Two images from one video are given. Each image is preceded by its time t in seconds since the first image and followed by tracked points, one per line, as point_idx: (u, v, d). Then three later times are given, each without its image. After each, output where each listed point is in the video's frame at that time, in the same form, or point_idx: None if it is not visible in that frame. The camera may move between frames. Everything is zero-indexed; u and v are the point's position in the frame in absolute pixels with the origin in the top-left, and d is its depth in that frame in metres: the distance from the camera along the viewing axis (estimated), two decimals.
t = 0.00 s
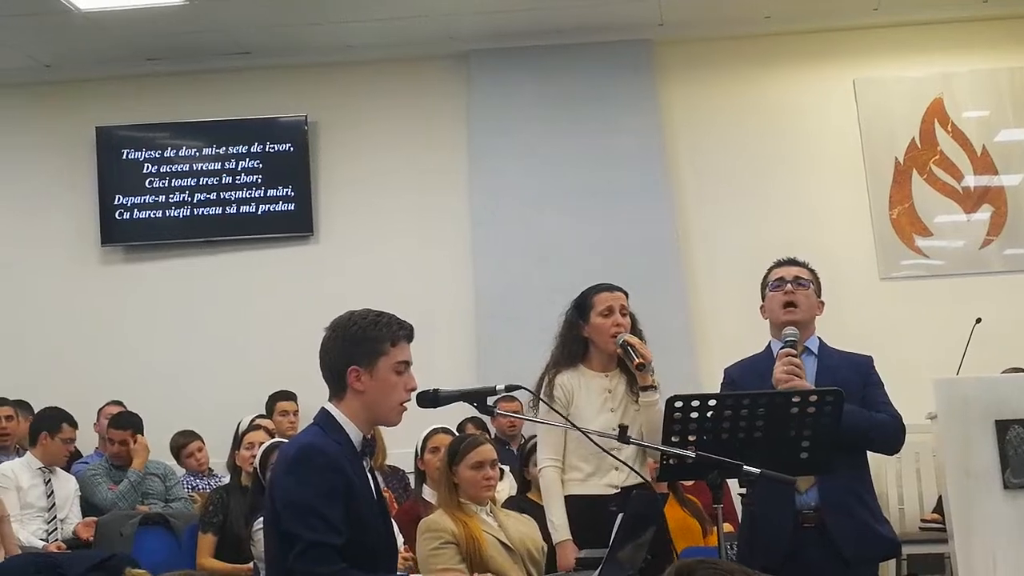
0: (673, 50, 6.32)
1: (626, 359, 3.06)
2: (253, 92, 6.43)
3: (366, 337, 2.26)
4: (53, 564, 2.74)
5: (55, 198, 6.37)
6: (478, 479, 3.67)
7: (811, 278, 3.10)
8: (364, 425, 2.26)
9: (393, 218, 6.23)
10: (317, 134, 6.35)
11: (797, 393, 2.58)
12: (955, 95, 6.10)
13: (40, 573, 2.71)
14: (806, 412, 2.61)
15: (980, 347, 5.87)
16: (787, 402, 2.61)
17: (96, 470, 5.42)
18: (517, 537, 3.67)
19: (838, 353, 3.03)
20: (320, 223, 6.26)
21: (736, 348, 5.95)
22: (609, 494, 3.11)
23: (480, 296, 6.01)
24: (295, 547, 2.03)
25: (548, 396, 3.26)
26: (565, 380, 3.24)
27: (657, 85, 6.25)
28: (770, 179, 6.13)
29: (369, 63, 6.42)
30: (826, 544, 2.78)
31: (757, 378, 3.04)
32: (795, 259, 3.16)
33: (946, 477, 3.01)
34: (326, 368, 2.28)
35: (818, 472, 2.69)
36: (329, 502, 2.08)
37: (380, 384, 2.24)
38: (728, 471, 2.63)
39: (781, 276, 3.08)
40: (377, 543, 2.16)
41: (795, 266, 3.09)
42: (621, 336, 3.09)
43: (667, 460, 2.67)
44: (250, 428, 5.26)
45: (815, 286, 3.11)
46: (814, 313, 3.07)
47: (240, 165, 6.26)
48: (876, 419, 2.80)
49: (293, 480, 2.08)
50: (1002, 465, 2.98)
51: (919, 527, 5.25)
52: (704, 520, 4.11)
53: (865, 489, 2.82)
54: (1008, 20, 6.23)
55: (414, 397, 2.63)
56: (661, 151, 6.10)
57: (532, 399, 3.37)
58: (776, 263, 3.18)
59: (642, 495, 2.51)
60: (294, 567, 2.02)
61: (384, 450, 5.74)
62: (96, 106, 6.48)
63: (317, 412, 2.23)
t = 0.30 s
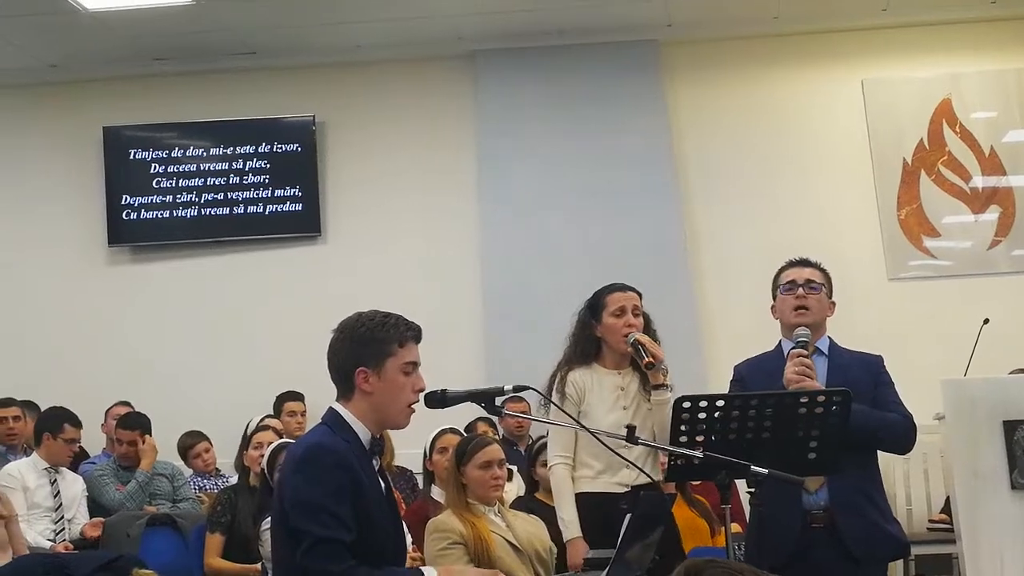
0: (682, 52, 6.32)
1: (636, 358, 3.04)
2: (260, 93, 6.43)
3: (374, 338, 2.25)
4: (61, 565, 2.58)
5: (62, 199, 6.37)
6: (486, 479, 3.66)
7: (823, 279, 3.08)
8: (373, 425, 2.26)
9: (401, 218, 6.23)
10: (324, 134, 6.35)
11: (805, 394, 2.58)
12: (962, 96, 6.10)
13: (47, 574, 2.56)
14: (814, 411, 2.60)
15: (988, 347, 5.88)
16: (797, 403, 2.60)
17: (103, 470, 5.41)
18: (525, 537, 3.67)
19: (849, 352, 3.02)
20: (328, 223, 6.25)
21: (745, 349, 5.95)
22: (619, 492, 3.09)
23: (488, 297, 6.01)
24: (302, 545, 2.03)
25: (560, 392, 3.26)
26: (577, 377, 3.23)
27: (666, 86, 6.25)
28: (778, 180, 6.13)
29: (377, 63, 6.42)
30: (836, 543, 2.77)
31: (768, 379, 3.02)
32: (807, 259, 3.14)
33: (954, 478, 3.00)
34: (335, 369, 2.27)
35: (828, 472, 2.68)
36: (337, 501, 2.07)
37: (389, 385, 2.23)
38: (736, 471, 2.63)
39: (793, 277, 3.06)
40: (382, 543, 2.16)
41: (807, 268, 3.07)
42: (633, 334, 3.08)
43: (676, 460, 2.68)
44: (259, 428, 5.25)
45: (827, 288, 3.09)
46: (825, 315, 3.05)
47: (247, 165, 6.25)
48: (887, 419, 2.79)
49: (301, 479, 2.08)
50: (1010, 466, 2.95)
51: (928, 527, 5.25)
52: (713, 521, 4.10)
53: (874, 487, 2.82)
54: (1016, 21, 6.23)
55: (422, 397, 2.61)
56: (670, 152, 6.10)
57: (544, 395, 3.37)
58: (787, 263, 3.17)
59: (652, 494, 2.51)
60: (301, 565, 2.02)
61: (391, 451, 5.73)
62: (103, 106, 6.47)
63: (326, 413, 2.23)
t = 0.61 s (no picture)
0: (688, 52, 6.32)
1: (646, 363, 3.02)
2: (267, 95, 6.44)
3: (382, 339, 2.26)
4: (69, 566, 2.62)
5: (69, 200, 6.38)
6: (492, 481, 3.67)
7: (834, 281, 3.06)
8: (380, 427, 2.25)
9: (407, 219, 6.23)
10: (331, 136, 6.36)
11: (811, 395, 2.57)
12: (969, 96, 6.10)
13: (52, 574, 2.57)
14: (821, 413, 2.59)
15: (995, 348, 5.87)
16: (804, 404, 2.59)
17: (110, 471, 5.40)
18: (532, 540, 3.68)
19: (858, 354, 3.01)
20: (334, 225, 6.26)
21: (752, 350, 5.94)
22: (629, 496, 3.09)
23: (494, 298, 6.01)
24: (308, 547, 2.03)
25: (570, 396, 3.27)
26: (587, 381, 3.25)
27: (672, 87, 6.25)
28: (785, 180, 6.13)
29: (383, 64, 6.42)
30: (848, 548, 2.74)
31: (778, 380, 3.02)
32: (816, 260, 3.12)
33: (961, 481, 2.82)
34: (343, 371, 2.28)
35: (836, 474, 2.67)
36: (343, 498, 2.07)
37: (397, 386, 2.23)
38: (743, 473, 2.63)
39: (804, 280, 3.04)
40: (390, 543, 2.14)
41: (817, 271, 3.05)
42: (643, 338, 3.10)
43: (682, 462, 2.68)
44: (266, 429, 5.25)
45: (837, 288, 3.08)
46: (835, 316, 3.04)
47: (253, 167, 6.26)
48: (896, 422, 2.78)
49: (308, 481, 2.08)
50: (1020, 468, 2.77)
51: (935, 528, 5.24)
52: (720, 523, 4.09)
53: (885, 492, 2.80)
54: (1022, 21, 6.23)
55: (429, 398, 2.57)
56: (677, 153, 6.10)
57: (554, 398, 3.38)
58: (797, 263, 3.15)
59: (657, 495, 2.47)
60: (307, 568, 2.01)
61: (398, 453, 5.73)
62: (110, 109, 6.48)
63: (334, 414, 2.22)
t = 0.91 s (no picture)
0: (692, 58, 6.32)
1: (654, 371, 3.08)
2: (272, 101, 6.45)
3: (385, 346, 2.27)
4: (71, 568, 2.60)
5: (75, 206, 6.40)
6: (496, 487, 3.67)
7: (842, 288, 3.08)
8: (384, 434, 2.25)
9: (412, 226, 6.24)
10: (336, 142, 6.37)
11: (817, 403, 2.57)
12: (974, 103, 6.10)
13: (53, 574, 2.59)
14: (826, 420, 2.60)
15: (1001, 355, 5.86)
16: (809, 412, 2.60)
17: (115, 477, 5.41)
18: (536, 546, 3.67)
19: (864, 360, 3.02)
20: (340, 231, 6.27)
21: (756, 357, 5.94)
22: (636, 504, 3.09)
23: (499, 304, 6.02)
24: (312, 552, 2.03)
25: (577, 403, 3.27)
26: (594, 388, 3.25)
27: (676, 93, 6.26)
28: (790, 186, 6.13)
29: (388, 70, 6.44)
30: (855, 556, 2.74)
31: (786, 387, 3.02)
32: (824, 266, 3.13)
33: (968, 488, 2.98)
34: (347, 378, 2.29)
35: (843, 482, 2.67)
36: (347, 504, 2.08)
37: (400, 391, 2.24)
38: (748, 480, 2.62)
39: (811, 286, 3.06)
40: (394, 550, 2.14)
41: (825, 276, 3.06)
42: (650, 347, 3.11)
43: (687, 469, 2.68)
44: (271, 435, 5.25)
45: (845, 296, 3.10)
46: (843, 323, 3.06)
47: (259, 174, 6.29)
48: (902, 430, 2.79)
49: (311, 486, 2.09)
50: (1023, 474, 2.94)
51: (940, 535, 5.23)
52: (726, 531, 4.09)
53: (892, 500, 2.80)
54: None
55: (433, 404, 2.59)
56: (680, 159, 6.11)
57: (561, 406, 3.37)
58: (805, 270, 3.16)
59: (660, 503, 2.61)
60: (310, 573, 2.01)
61: (402, 459, 5.73)
62: (115, 115, 6.50)
63: (338, 420, 2.23)
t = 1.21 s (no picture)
0: (698, 62, 6.31)
1: (665, 374, 3.07)
2: (280, 107, 6.46)
3: (392, 351, 2.27)
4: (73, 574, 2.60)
5: (82, 212, 6.41)
6: (504, 491, 3.66)
7: (850, 289, 3.09)
8: (391, 439, 2.26)
9: (419, 231, 6.25)
10: (342, 147, 6.38)
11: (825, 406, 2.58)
12: (982, 106, 6.09)
13: None
14: (834, 424, 2.60)
15: (1010, 358, 5.84)
16: (815, 415, 2.60)
17: (123, 483, 5.40)
18: (544, 551, 3.67)
19: (874, 363, 3.02)
20: (346, 236, 6.27)
21: (763, 360, 5.94)
22: (646, 506, 3.10)
23: (506, 308, 6.02)
24: (323, 558, 2.04)
25: (585, 408, 3.26)
26: (602, 393, 3.24)
27: (682, 96, 6.26)
28: (797, 190, 6.12)
29: (394, 75, 6.44)
30: (866, 557, 2.75)
31: (796, 391, 3.02)
32: (832, 268, 3.14)
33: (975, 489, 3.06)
34: (353, 383, 2.29)
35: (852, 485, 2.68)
36: (356, 508, 2.09)
37: (407, 397, 2.24)
38: (756, 484, 2.63)
39: (820, 288, 3.06)
40: (400, 551, 2.15)
41: (834, 278, 3.07)
42: (660, 351, 3.10)
43: (695, 473, 2.68)
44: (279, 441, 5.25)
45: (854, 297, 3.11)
46: (853, 325, 3.06)
47: (266, 179, 6.30)
48: (912, 431, 2.80)
49: (320, 491, 2.09)
50: None
51: (948, 539, 5.22)
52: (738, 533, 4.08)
53: (903, 501, 2.81)
54: None
55: (441, 409, 2.59)
56: (687, 163, 6.11)
57: (568, 410, 3.37)
58: (812, 272, 3.17)
59: (670, 506, 2.66)
60: None
61: (410, 463, 5.73)
62: (122, 120, 6.51)
63: (345, 426, 2.23)
